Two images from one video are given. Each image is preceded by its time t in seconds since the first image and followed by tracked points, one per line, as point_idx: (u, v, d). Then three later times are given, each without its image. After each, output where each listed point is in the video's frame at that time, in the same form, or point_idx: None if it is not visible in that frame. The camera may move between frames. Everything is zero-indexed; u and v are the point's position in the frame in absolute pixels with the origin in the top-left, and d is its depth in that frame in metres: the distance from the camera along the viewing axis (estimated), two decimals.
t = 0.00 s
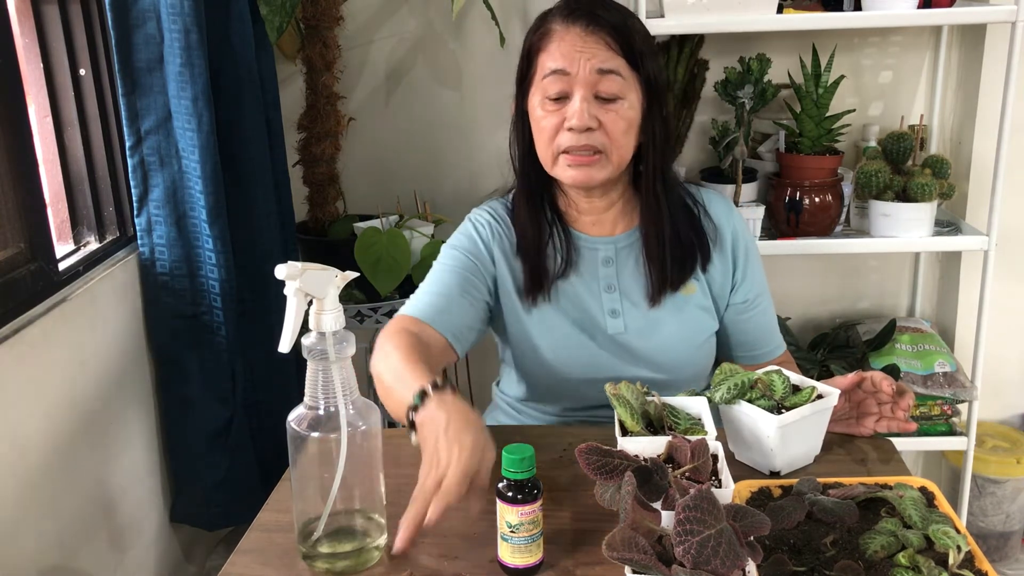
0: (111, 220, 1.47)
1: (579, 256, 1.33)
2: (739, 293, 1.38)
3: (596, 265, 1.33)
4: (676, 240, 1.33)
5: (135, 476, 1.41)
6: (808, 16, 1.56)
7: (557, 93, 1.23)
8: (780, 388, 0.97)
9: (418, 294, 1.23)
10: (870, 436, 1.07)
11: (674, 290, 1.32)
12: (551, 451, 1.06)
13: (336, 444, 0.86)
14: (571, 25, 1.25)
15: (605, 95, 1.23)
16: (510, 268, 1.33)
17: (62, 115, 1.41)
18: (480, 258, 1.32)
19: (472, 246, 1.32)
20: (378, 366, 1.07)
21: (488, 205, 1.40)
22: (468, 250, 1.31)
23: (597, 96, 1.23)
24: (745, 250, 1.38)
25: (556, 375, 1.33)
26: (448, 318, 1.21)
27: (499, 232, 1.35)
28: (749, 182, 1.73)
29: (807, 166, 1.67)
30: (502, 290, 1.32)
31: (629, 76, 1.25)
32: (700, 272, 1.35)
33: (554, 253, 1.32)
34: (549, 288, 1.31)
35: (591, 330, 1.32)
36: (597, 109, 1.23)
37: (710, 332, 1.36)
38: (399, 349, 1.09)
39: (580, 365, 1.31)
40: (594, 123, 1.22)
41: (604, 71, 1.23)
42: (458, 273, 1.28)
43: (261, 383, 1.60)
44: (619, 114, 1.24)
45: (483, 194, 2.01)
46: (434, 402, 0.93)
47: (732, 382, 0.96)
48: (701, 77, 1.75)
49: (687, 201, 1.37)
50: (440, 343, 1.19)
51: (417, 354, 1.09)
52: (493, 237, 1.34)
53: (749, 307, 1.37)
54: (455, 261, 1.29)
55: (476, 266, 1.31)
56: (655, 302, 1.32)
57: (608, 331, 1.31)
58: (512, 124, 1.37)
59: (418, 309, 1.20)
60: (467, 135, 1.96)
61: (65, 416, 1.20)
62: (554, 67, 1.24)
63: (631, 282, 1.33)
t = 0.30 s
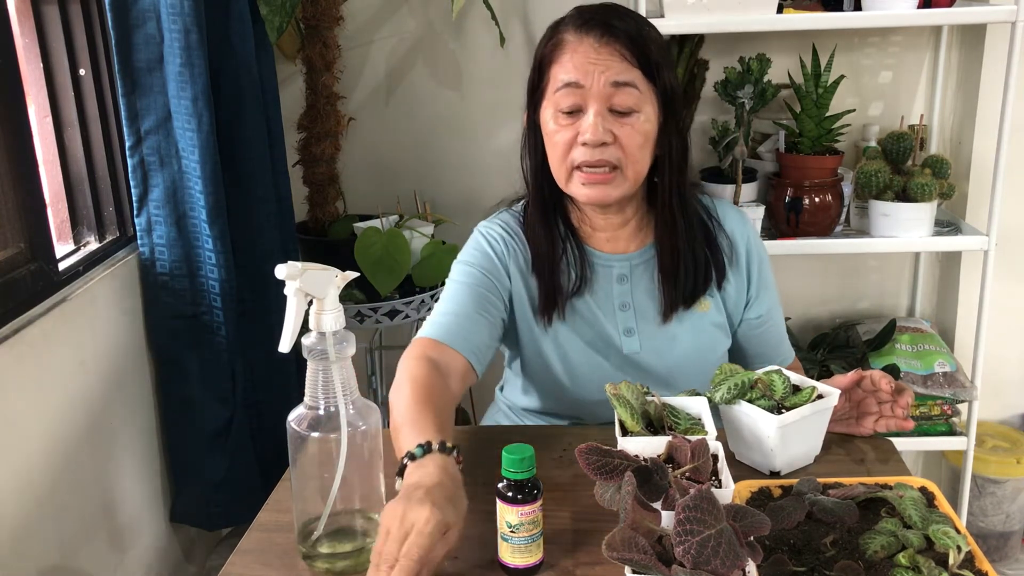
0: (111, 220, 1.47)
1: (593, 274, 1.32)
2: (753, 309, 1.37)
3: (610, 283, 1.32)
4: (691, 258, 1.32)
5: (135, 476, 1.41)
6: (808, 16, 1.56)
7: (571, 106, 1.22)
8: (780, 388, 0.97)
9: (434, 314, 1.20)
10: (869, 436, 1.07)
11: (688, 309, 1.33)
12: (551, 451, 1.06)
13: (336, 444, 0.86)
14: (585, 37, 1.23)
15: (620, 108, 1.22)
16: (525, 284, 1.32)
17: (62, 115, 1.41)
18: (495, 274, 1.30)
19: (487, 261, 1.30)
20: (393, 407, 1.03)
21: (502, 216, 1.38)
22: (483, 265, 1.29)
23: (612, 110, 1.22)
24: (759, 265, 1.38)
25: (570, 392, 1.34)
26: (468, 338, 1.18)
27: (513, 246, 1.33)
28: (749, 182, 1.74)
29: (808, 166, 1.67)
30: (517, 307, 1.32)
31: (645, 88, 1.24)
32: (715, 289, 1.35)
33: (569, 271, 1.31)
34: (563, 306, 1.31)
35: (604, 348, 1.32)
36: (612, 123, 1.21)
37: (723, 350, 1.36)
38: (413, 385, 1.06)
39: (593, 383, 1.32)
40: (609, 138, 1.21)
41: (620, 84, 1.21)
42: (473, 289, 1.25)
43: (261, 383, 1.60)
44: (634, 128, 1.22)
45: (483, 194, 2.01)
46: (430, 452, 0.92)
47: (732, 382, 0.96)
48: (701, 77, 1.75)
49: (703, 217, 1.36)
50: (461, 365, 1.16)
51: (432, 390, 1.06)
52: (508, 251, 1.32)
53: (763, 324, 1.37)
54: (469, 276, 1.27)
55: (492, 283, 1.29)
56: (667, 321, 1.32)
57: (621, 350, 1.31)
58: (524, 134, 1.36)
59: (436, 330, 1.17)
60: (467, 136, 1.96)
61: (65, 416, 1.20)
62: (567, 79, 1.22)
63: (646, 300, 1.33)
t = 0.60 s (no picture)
0: (111, 220, 1.47)
1: (601, 285, 1.32)
2: (761, 319, 1.38)
3: (618, 294, 1.32)
4: (700, 269, 1.32)
5: (135, 476, 1.41)
6: (808, 16, 1.56)
7: (582, 117, 1.21)
8: (780, 388, 0.97)
9: (439, 326, 1.20)
10: (869, 436, 1.07)
11: (696, 320, 1.33)
12: (551, 451, 1.06)
13: (336, 444, 0.86)
14: (597, 45, 1.22)
15: (632, 119, 1.21)
16: (532, 294, 1.32)
17: (62, 115, 1.41)
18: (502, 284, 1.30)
19: (494, 271, 1.30)
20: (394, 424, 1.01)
21: (509, 225, 1.38)
22: (490, 276, 1.29)
23: (624, 120, 1.21)
24: (767, 275, 1.38)
25: (576, 403, 1.34)
26: (475, 348, 1.16)
27: (521, 256, 1.33)
28: (748, 182, 1.74)
29: (807, 166, 1.67)
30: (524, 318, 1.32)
31: (658, 98, 1.23)
32: (722, 300, 1.36)
33: (576, 282, 1.31)
34: (571, 318, 1.31)
35: (612, 360, 1.32)
36: (625, 134, 1.21)
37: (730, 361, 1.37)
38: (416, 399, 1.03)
39: (600, 394, 1.33)
40: (622, 149, 1.20)
41: (633, 94, 1.21)
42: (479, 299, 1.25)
43: (261, 383, 1.59)
44: (647, 139, 1.22)
45: (483, 194, 2.01)
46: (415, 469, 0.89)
47: (732, 382, 0.96)
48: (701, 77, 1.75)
49: (712, 228, 1.36)
50: (467, 376, 1.14)
51: (433, 400, 1.03)
52: (516, 261, 1.32)
53: (770, 334, 1.37)
54: (476, 286, 1.26)
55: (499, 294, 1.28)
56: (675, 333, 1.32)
57: (629, 362, 1.32)
58: (531, 143, 1.35)
59: (443, 342, 1.15)
60: (467, 136, 1.97)
61: (65, 416, 1.20)
62: (578, 88, 1.21)
63: (653, 312, 1.33)
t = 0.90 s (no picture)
0: (111, 220, 1.47)
1: (603, 289, 1.32)
2: (764, 322, 1.38)
3: (620, 299, 1.32)
4: (702, 273, 1.32)
5: (135, 476, 1.41)
6: (808, 16, 1.56)
7: (586, 124, 1.21)
8: (780, 388, 0.97)
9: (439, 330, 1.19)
10: (870, 436, 1.07)
11: (699, 323, 1.33)
12: (551, 452, 1.06)
13: (336, 444, 0.86)
14: (601, 51, 1.22)
15: (636, 125, 1.21)
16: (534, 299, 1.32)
17: (62, 115, 1.41)
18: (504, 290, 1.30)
19: (494, 277, 1.30)
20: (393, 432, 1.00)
21: (511, 230, 1.38)
22: (491, 282, 1.29)
23: (629, 127, 1.21)
24: (769, 278, 1.38)
25: (579, 406, 1.34)
26: (473, 353, 1.16)
27: (522, 261, 1.33)
28: (748, 182, 1.74)
29: (807, 166, 1.67)
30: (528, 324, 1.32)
31: (662, 104, 1.23)
32: (725, 303, 1.36)
33: (579, 286, 1.31)
34: (573, 322, 1.31)
35: (615, 364, 1.32)
36: (629, 140, 1.20)
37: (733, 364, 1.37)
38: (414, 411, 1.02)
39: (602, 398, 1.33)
40: (626, 156, 1.20)
41: (638, 100, 1.20)
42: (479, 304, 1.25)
43: (261, 383, 1.59)
44: (651, 145, 1.21)
45: (483, 194, 2.01)
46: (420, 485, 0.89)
47: (732, 382, 0.96)
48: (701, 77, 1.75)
49: (715, 232, 1.36)
50: (467, 384, 1.13)
51: (434, 406, 1.03)
52: (517, 267, 1.32)
53: (773, 336, 1.37)
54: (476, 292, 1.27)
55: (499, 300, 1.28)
56: (678, 338, 1.32)
57: (632, 366, 1.32)
58: (534, 147, 1.36)
59: (441, 350, 1.15)
60: (467, 137, 1.97)
61: (65, 416, 1.20)
62: (582, 94, 1.21)
63: (656, 316, 1.32)
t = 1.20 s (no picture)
0: (111, 220, 1.47)
1: (602, 282, 1.32)
2: (763, 320, 1.37)
3: (619, 292, 1.32)
4: (701, 269, 1.32)
5: (135, 475, 1.41)
6: (808, 16, 1.56)
7: (586, 122, 1.21)
8: (780, 388, 0.97)
9: (429, 317, 1.22)
10: (870, 435, 1.07)
11: (698, 320, 1.33)
12: (551, 452, 1.06)
13: (336, 444, 0.86)
14: (603, 50, 1.22)
15: (635, 125, 1.21)
16: (531, 291, 1.33)
17: (62, 115, 1.41)
18: (499, 281, 1.31)
19: (490, 269, 1.31)
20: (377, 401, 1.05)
21: (511, 222, 1.39)
22: (486, 273, 1.30)
23: (628, 127, 1.21)
24: (770, 277, 1.38)
25: (575, 399, 1.34)
26: (455, 343, 1.19)
27: (520, 253, 1.34)
28: (748, 182, 1.74)
29: (807, 166, 1.67)
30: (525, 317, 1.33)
31: (663, 105, 1.23)
32: (724, 300, 1.36)
33: (577, 279, 1.32)
34: (570, 316, 1.31)
35: (612, 358, 1.33)
36: (627, 140, 1.21)
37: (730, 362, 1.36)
38: (400, 386, 1.06)
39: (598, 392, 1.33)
40: (624, 155, 1.20)
41: (638, 101, 1.20)
42: (472, 294, 1.27)
43: (261, 383, 1.59)
44: (650, 146, 1.22)
45: (483, 194, 2.01)
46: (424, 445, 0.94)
47: (732, 382, 0.96)
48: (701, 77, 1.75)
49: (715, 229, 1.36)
50: (446, 371, 1.17)
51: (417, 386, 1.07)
52: (514, 259, 1.33)
53: (773, 336, 1.37)
54: (470, 282, 1.28)
55: (492, 291, 1.30)
56: (676, 334, 1.32)
57: (629, 360, 1.32)
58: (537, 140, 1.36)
59: (425, 336, 1.18)
60: (467, 136, 1.97)
61: (65, 416, 1.20)
62: (583, 92, 1.21)
63: (654, 310, 1.33)
